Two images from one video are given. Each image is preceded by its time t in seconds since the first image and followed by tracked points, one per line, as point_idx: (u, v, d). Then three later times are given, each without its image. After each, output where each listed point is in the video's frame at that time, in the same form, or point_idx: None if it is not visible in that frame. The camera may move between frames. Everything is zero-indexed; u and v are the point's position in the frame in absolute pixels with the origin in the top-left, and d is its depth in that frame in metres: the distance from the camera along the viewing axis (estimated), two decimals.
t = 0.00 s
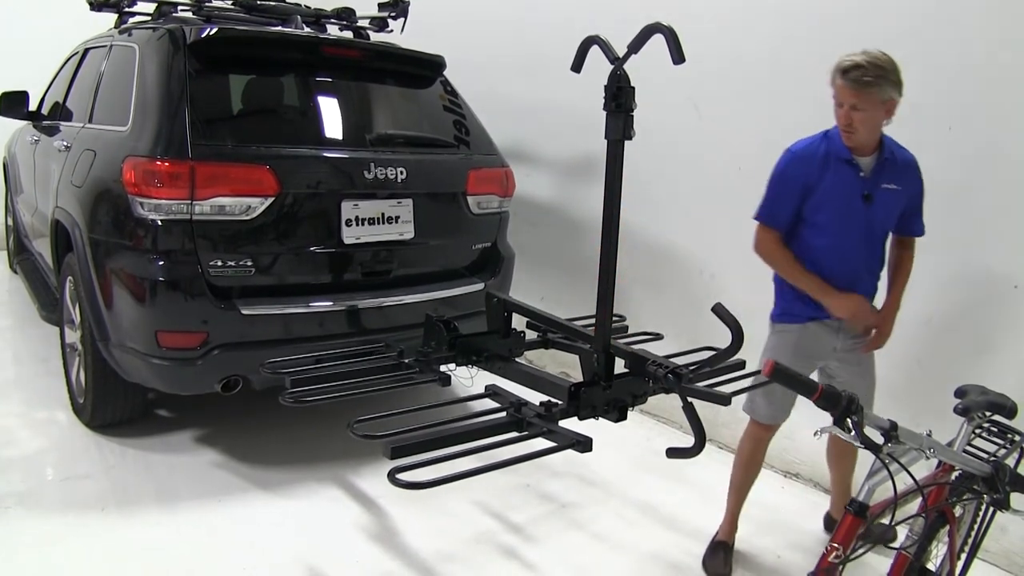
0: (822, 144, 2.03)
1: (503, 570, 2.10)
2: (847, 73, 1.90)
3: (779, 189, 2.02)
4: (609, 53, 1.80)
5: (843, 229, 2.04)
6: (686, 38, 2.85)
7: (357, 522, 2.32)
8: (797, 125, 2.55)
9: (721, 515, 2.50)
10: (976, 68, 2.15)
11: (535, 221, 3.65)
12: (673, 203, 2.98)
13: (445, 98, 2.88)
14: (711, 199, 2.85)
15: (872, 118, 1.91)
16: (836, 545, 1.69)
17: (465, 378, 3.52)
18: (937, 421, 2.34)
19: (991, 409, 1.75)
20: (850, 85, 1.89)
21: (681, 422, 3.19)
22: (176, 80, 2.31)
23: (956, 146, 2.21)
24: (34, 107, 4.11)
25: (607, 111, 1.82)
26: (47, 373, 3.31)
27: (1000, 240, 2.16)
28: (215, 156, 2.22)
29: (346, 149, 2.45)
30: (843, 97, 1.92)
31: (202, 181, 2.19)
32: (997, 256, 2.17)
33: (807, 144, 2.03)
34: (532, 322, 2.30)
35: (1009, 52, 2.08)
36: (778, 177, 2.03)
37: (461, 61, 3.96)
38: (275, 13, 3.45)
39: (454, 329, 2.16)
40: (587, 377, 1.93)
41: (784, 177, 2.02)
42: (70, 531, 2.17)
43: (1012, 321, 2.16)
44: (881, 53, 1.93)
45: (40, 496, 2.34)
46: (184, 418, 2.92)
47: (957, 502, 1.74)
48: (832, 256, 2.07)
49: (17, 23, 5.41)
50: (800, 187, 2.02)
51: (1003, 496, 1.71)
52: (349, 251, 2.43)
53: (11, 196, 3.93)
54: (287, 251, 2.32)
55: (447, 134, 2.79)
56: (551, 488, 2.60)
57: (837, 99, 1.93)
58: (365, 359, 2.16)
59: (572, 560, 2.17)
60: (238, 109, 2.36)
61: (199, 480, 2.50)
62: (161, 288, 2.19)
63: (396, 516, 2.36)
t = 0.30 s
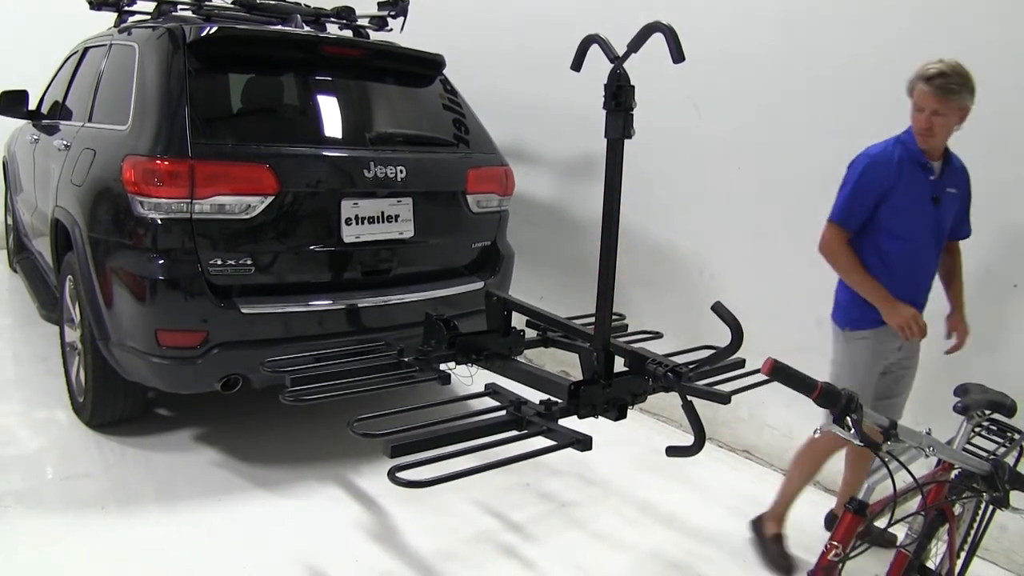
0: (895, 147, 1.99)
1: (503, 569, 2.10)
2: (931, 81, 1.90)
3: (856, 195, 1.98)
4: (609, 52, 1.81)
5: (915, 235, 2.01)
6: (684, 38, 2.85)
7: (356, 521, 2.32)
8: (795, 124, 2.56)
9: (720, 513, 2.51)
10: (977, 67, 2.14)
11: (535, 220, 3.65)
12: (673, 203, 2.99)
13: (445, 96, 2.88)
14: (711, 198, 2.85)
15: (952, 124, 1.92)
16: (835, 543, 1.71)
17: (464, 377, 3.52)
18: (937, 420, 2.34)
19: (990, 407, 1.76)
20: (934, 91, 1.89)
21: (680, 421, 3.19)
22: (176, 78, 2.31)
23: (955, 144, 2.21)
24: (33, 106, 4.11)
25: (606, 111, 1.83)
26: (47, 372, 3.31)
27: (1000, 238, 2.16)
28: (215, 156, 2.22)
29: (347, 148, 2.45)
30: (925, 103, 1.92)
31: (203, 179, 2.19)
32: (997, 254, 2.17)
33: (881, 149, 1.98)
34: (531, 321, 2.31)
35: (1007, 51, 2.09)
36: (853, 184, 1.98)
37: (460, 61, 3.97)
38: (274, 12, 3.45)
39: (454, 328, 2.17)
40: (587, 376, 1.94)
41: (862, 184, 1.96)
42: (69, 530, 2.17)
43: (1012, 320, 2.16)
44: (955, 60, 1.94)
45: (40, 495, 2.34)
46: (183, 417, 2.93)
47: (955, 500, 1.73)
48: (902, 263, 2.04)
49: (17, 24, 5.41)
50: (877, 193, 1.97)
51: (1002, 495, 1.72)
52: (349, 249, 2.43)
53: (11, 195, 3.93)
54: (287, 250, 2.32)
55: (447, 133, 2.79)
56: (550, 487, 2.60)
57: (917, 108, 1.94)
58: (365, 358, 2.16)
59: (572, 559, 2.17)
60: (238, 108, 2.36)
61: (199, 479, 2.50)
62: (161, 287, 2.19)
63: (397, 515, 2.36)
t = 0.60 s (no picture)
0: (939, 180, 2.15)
1: (502, 568, 2.11)
2: (1000, 85, 2.06)
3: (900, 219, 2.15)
4: (608, 52, 1.83)
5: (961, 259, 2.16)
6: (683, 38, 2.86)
7: (355, 520, 2.32)
8: (794, 124, 2.56)
9: (719, 512, 2.51)
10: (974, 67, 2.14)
11: (534, 220, 3.65)
12: (672, 203, 2.99)
13: (444, 96, 2.89)
14: (709, 198, 2.86)
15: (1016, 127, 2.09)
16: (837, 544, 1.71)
17: (463, 376, 3.52)
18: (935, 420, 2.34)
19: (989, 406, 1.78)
20: (1004, 94, 2.05)
21: (679, 421, 3.19)
22: (176, 78, 2.32)
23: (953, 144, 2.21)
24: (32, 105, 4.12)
25: (605, 110, 1.85)
26: (46, 371, 3.31)
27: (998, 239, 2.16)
28: (214, 155, 2.22)
29: (346, 147, 2.46)
30: (997, 106, 2.06)
31: (203, 178, 2.19)
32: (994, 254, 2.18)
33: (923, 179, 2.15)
34: (530, 320, 2.31)
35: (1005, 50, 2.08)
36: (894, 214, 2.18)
37: (460, 61, 3.97)
38: (273, 11, 3.45)
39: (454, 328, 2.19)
40: (585, 375, 1.98)
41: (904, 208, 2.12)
42: (69, 529, 2.17)
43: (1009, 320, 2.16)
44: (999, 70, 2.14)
45: (39, 494, 2.34)
46: (182, 416, 2.93)
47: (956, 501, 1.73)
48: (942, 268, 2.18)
49: (18, 24, 5.41)
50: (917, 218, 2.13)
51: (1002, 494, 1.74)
52: (348, 249, 2.43)
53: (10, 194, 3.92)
54: (287, 249, 2.33)
55: (446, 132, 2.79)
56: (549, 486, 2.61)
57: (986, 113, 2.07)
58: (365, 357, 2.17)
59: (571, 558, 2.17)
60: (237, 107, 2.37)
61: (198, 478, 2.50)
62: (161, 286, 2.19)
63: (396, 514, 2.36)
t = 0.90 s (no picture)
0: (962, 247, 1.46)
1: (501, 567, 2.12)
2: None
3: (963, 351, 1.30)
4: (606, 53, 1.85)
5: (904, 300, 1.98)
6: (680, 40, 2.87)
7: (355, 519, 2.33)
8: (790, 125, 2.58)
9: (715, 511, 2.53)
10: (968, 69, 2.15)
11: (531, 221, 3.67)
12: (670, 204, 3.01)
13: (442, 97, 2.90)
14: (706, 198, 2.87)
15: None
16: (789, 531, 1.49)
17: (461, 375, 3.53)
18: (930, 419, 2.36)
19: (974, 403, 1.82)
20: None
21: (676, 421, 3.21)
22: (175, 78, 2.33)
23: (949, 145, 2.22)
24: (31, 105, 4.13)
25: (603, 111, 1.87)
26: (45, 370, 3.32)
27: (993, 239, 2.17)
28: (213, 155, 2.23)
29: (345, 148, 2.47)
30: None
31: (202, 178, 2.20)
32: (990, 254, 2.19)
33: (961, 254, 1.41)
34: (527, 320, 2.33)
35: (999, 52, 2.10)
36: (940, 319, 1.32)
37: (459, 62, 3.99)
38: (272, 12, 3.47)
39: (452, 327, 2.20)
40: (583, 374, 1.98)
41: (972, 327, 1.31)
42: (69, 528, 2.17)
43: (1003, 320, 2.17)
44: None
45: (39, 493, 2.34)
46: (181, 416, 2.93)
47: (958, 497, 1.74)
48: None
49: (17, 24, 5.43)
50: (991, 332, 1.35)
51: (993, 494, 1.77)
52: (347, 249, 2.44)
53: (9, 194, 3.92)
54: (286, 249, 2.34)
55: (444, 133, 2.81)
56: (547, 486, 2.62)
57: None
58: (363, 356, 2.18)
59: (569, 557, 2.18)
60: (237, 108, 2.38)
61: (197, 477, 2.51)
62: (160, 285, 2.20)
63: (395, 513, 2.37)
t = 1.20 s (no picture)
0: (978, 239, 1.42)
1: (501, 568, 2.12)
2: None
3: (962, 342, 1.28)
4: (606, 54, 1.84)
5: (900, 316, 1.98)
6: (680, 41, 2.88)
7: (355, 520, 2.33)
8: (790, 126, 2.58)
9: (716, 512, 2.52)
10: (969, 69, 2.15)
11: (531, 221, 3.67)
12: (670, 204, 3.01)
13: (443, 98, 2.90)
14: (707, 199, 2.88)
15: None
16: (744, 509, 1.46)
17: (461, 376, 3.53)
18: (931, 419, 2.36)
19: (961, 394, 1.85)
20: None
21: (677, 421, 3.21)
22: (175, 79, 2.33)
23: (949, 146, 2.22)
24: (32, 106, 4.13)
25: (603, 112, 1.87)
26: (46, 372, 3.32)
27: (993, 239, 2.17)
28: (213, 157, 2.23)
29: (345, 149, 2.47)
30: None
31: (202, 179, 2.21)
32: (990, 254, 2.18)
33: (975, 247, 1.38)
34: (528, 321, 2.33)
35: (1000, 53, 2.10)
36: (943, 309, 1.30)
37: (459, 62, 3.99)
38: (272, 14, 3.47)
39: (453, 328, 2.20)
40: (584, 375, 1.99)
41: (972, 320, 1.29)
42: (69, 528, 2.18)
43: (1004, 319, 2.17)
44: None
45: (39, 494, 2.34)
46: (181, 417, 2.93)
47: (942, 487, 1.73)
48: None
49: (17, 25, 5.43)
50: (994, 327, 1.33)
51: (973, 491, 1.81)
52: (347, 250, 2.44)
53: (9, 196, 3.92)
54: (287, 251, 2.34)
55: (445, 134, 2.81)
56: (548, 486, 2.62)
57: None
58: (364, 357, 2.18)
59: (569, 558, 2.18)
60: (237, 109, 2.38)
61: (197, 478, 2.51)
62: (160, 287, 2.20)
63: (395, 514, 2.37)
